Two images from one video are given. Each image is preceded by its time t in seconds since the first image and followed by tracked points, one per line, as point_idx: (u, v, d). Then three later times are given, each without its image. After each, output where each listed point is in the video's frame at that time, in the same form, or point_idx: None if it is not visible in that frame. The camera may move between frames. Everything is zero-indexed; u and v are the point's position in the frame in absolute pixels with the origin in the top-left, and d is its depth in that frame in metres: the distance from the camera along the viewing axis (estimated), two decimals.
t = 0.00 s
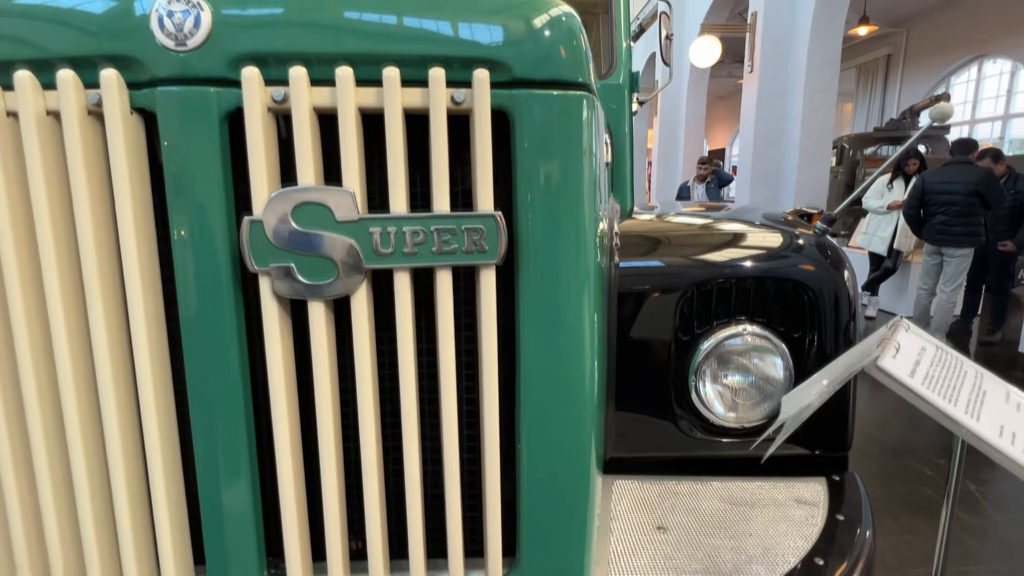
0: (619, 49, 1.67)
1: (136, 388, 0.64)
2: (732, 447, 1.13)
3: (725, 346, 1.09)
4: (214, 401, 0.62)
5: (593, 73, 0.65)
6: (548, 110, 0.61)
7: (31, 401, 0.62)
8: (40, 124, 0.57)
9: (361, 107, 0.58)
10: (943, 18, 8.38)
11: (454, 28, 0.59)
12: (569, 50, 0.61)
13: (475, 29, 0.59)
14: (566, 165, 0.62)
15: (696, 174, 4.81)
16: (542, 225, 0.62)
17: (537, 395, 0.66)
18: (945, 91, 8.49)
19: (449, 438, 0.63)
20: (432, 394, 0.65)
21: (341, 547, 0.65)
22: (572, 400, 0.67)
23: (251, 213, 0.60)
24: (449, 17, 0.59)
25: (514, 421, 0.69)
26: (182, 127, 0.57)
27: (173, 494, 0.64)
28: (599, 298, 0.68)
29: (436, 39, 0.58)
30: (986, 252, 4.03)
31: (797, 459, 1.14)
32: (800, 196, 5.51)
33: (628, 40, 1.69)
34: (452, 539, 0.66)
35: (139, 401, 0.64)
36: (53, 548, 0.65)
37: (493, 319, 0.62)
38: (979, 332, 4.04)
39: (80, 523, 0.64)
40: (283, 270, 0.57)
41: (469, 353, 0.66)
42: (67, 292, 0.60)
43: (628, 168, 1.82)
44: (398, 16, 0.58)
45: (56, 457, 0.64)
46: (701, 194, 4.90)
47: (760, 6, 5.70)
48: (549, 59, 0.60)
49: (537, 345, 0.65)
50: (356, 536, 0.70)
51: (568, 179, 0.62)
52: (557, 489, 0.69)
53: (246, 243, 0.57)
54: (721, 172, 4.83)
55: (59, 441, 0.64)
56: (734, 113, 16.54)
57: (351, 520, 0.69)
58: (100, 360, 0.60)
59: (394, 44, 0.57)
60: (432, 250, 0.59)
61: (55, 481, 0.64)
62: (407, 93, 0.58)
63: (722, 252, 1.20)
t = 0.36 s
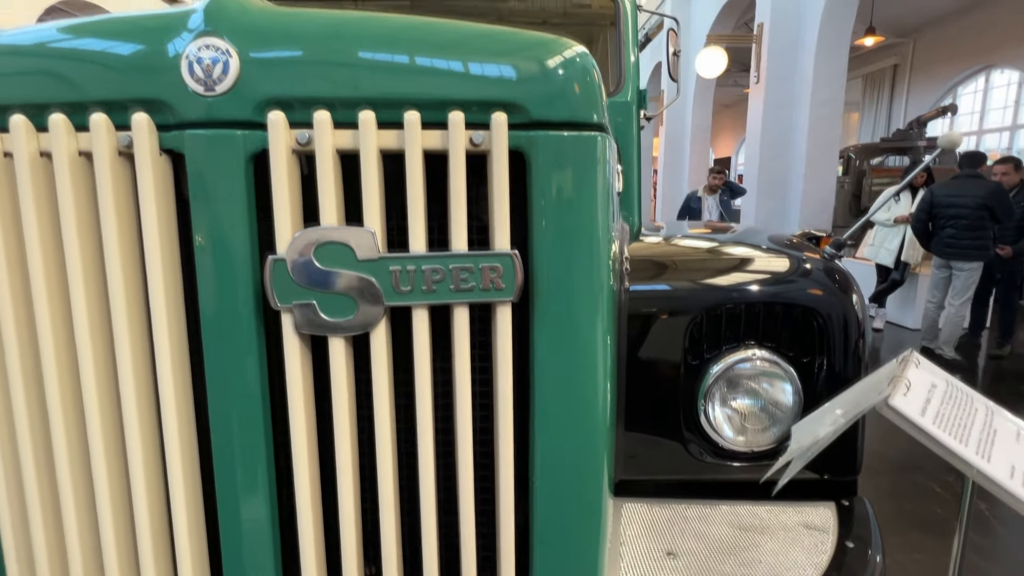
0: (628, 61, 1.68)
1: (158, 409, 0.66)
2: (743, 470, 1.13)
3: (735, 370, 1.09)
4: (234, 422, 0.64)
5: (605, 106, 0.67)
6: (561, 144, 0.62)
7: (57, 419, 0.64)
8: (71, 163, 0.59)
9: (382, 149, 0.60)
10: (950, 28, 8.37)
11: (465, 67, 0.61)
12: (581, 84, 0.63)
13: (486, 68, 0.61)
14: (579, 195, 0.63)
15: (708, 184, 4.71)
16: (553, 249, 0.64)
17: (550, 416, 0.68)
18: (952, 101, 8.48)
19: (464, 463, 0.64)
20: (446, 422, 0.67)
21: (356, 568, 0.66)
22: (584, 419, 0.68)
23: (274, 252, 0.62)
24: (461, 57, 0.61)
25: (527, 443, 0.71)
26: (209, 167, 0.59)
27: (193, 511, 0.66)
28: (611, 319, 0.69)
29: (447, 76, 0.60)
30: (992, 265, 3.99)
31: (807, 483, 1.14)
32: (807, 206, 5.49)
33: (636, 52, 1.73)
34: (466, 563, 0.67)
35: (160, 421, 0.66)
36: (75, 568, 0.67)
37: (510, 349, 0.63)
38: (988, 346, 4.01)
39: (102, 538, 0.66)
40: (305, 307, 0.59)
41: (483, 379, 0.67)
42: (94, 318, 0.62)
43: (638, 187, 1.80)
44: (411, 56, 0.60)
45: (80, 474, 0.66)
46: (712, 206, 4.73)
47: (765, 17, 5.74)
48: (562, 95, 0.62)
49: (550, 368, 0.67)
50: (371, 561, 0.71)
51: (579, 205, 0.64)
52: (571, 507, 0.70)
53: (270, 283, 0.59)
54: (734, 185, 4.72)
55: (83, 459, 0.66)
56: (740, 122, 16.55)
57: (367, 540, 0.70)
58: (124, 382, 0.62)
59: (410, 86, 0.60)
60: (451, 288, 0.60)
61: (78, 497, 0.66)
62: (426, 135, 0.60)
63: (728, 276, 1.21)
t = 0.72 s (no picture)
0: (640, 73, 1.72)
1: (180, 428, 0.67)
2: (758, 493, 1.12)
3: (749, 392, 1.09)
4: (252, 441, 0.65)
5: (621, 132, 0.68)
6: (577, 173, 0.63)
7: (82, 437, 0.66)
8: (102, 193, 0.61)
9: (404, 180, 0.61)
10: (966, 39, 8.33)
11: (479, 97, 0.62)
12: (598, 112, 0.64)
13: (501, 98, 0.62)
14: (595, 221, 0.64)
15: (729, 193, 4.59)
16: (569, 272, 0.65)
17: (565, 438, 0.68)
18: (968, 112, 8.42)
19: (479, 485, 0.65)
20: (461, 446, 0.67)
21: None
22: (600, 440, 0.68)
23: (296, 283, 0.63)
24: (474, 88, 0.62)
25: (542, 465, 0.71)
26: (233, 197, 0.61)
27: (212, 528, 0.67)
28: (627, 340, 0.70)
29: (462, 107, 0.61)
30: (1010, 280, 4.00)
31: (820, 507, 1.12)
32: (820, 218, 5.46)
33: (649, 64, 1.75)
34: None
35: (181, 439, 0.67)
36: None
37: (526, 374, 0.64)
38: (1006, 361, 3.99)
39: (123, 555, 0.67)
40: (327, 335, 0.60)
41: (498, 401, 0.68)
42: (119, 338, 0.64)
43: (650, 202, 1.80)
44: (426, 87, 0.62)
45: (103, 491, 0.68)
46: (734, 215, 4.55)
47: (778, 29, 5.75)
48: (578, 123, 0.63)
49: (566, 390, 0.67)
50: None
51: (595, 229, 0.64)
52: (586, 527, 0.70)
53: (292, 312, 0.60)
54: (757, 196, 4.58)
55: (106, 476, 0.68)
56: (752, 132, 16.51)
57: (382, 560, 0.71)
58: (148, 403, 0.64)
59: (428, 118, 0.61)
60: (469, 318, 0.61)
61: (100, 513, 0.68)
62: (447, 167, 0.61)
63: (740, 297, 1.21)
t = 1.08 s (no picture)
0: (657, 84, 1.73)
1: (202, 444, 0.68)
2: (778, 517, 1.10)
3: (768, 414, 1.07)
4: (271, 457, 0.65)
5: (639, 153, 0.68)
6: (595, 197, 0.64)
7: (106, 453, 0.67)
8: (132, 215, 0.62)
9: (424, 205, 0.62)
10: (991, 50, 8.20)
11: (497, 121, 0.63)
12: (617, 134, 0.65)
13: (518, 121, 0.63)
14: (614, 242, 0.64)
15: (754, 209, 4.48)
16: (587, 290, 0.65)
17: (581, 458, 0.68)
18: (993, 123, 8.27)
19: (494, 507, 0.65)
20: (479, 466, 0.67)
21: None
22: (618, 458, 0.68)
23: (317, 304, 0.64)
24: (493, 112, 0.63)
25: (558, 483, 0.71)
26: (257, 220, 0.62)
27: (232, 545, 0.67)
28: (644, 358, 0.70)
29: (480, 131, 0.62)
30: None
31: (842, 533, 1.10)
32: (839, 230, 5.39)
33: (667, 75, 1.75)
34: None
35: (202, 456, 0.68)
36: None
37: (543, 397, 0.64)
38: None
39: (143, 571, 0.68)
40: (346, 357, 0.61)
41: (515, 419, 0.68)
42: (143, 355, 0.65)
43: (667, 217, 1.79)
44: (444, 110, 0.62)
45: (125, 507, 0.69)
46: (762, 233, 4.47)
47: (797, 39, 5.73)
48: (597, 144, 0.64)
49: (582, 409, 0.67)
50: None
51: (614, 249, 0.64)
52: (601, 547, 0.70)
53: (313, 333, 0.61)
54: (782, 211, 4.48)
55: (128, 491, 0.69)
56: (770, 142, 16.37)
57: None
58: (171, 420, 0.65)
59: (447, 143, 0.62)
60: (487, 341, 0.61)
61: (122, 529, 0.69)
62: (468, 192, 0.62)
63: (757, 317, 1.20)
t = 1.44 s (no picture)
0: (679, 96, 1.73)
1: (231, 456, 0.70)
2: (803, 544, 1.08)
3: (793, 438, 1.06)
4: (297, 472, 0.66)
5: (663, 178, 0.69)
6: (618, 221, 0.64)
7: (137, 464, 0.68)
8: (168, 238, 0.64)
9: (450, 232, 0.63)
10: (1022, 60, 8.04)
11: (518, 147, 0.63)
12: (640, 159, 0.65)
13: (539, 147, 0.63)
14: (639, 264, 0.64)
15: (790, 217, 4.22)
16: (611, 310, 0.65)
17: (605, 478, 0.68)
18: None
19: (516, 528, 0.65)
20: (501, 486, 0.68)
21: None
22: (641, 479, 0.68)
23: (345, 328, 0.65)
24: (515, 138, 0.64)
25: (580, 502, 0.71)
26: (288, 245, 0.63)
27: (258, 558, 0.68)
28: (668, 378, 0.70)
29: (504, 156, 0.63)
30: None
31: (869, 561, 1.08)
32: (863, 243, 5.31)
33: (688, 87, 1.75)
34: None
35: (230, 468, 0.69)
36: None
37: (566, 420, 0.64)
38: None
39: None
40: (371, 380, 0.62)
41: (537, 439, 0.68)
42: (175, 371, 0.66)
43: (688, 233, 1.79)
44: (467, 137, 0.63)
45: (154, 517, 0.70)
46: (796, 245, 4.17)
47: (821, 50, 5.68)
48: (621, 169, 0.64)
49: (604, 429, 0.67)
50: None
51: (638, 270, 0.65)
52: (623, 569, 0.69)
53: (340, 357, 0.62)
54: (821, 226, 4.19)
55: (157, 501, 0.70)
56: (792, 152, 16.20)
57: None
58: (200, 434, 0.66)
59: (473, 170, 0.63)
60: (511, 367, 0.62)
61: (152, 541, 0.70)
62: (492, 219, 0.62)
63: (780, 339, 1.19)
